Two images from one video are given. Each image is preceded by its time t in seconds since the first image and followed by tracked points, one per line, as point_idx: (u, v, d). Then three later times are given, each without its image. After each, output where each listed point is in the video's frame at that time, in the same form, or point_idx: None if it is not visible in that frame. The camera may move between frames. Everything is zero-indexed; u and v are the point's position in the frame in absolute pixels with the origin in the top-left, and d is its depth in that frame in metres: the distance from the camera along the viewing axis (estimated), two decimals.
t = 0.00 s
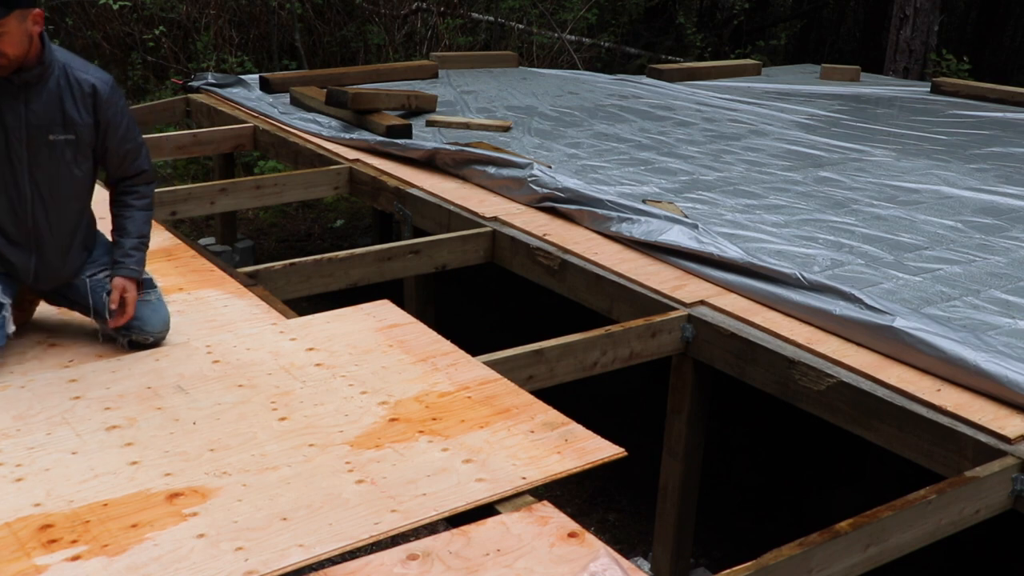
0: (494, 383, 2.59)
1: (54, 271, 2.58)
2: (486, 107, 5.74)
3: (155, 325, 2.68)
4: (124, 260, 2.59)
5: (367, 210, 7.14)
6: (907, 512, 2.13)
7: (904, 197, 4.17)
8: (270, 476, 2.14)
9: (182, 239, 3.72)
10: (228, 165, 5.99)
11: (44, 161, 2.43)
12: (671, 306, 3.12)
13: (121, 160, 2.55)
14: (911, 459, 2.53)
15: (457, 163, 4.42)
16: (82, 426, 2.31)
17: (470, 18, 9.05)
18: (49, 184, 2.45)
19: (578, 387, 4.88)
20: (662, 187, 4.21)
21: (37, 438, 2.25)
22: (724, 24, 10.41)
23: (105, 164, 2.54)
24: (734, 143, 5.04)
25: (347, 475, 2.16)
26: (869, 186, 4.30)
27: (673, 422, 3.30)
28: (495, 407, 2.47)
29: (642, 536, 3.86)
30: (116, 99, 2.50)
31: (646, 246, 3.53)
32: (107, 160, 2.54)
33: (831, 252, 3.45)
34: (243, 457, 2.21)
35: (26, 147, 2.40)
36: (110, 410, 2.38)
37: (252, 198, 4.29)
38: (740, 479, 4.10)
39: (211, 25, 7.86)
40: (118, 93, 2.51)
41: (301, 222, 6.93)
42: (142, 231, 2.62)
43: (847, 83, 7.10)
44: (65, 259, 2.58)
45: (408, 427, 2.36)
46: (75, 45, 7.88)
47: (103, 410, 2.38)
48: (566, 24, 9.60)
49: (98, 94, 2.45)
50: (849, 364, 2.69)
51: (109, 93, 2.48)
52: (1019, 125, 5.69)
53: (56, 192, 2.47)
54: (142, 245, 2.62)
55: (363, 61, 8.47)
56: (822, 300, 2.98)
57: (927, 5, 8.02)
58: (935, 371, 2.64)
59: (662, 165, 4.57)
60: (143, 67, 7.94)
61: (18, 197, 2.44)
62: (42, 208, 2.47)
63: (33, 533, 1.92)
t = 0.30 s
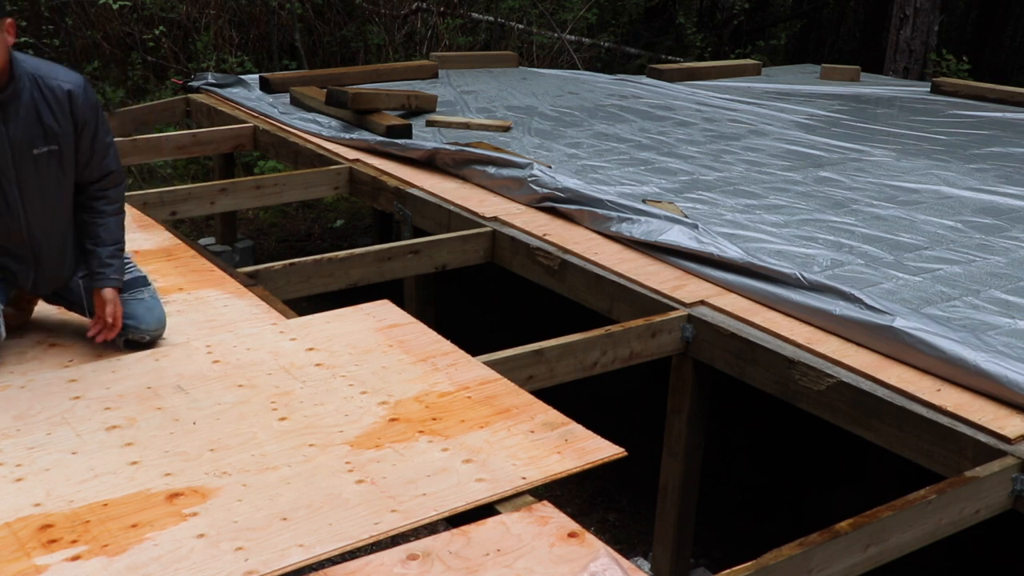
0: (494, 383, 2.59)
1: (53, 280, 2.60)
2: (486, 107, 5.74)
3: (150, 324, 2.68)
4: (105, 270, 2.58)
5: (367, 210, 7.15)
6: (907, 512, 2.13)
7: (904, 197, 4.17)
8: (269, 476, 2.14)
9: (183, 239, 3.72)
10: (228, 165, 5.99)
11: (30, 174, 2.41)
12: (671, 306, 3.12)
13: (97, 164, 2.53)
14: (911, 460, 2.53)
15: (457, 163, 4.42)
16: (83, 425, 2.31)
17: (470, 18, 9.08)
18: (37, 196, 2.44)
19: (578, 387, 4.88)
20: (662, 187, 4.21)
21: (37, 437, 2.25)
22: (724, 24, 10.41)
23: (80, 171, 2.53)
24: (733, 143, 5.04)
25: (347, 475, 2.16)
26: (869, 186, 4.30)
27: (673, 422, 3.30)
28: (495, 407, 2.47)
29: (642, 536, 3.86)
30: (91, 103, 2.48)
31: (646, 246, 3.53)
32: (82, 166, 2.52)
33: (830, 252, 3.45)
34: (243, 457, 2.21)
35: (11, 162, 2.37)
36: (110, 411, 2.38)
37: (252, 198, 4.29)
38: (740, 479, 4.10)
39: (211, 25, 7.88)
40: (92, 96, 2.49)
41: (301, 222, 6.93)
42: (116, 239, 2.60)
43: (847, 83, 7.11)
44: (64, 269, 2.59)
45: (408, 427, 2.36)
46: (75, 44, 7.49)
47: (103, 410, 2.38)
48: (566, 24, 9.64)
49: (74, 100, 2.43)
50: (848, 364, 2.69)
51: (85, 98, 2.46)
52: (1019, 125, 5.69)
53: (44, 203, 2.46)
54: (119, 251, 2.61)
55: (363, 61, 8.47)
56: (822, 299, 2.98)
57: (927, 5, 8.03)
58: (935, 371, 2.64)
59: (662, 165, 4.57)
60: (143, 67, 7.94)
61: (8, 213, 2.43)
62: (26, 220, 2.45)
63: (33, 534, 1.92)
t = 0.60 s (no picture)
0: (493, 383, 2.59)
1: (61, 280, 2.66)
2: (486, 107, 5.74)
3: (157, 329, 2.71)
4: (123, 286, 2.62)
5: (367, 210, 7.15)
6: (907, 512, 2.13)
7: (904, 197, 4.17)
8: (269, 476, 2.14)
9: (183, 239, 3.72)
10: (228, 165, 5.99)
11: (44, 185, 2.43)
12: (671, 306, 3.11)
13: (112, 177, 2.54)
14: (911, 460, 2.53)
15: (457, 163, 4.42)
16: (83, 423, 2.31)
17: (471, 18, 9.09)
18: (50, 205, 2.47)
19: (578, 386, 4.87)
20: (662, 187, 4.21)
21: (37, 434, 2.25)
22: (724, 24, 10.41)
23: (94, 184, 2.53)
24: (734, 143, 5.04)
25: (347, 475, 2.16)
26: (869, 186, 4.30)
27: (673, 422, 3.31)
28: (495, 407, 2.47)
29: (642, 536, 3.86)
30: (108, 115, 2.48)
31: (646, 246, 3.53)
32: (97, 177, 2.53)
33: (831, 252, 3.45)
34: (243, 456, 2.21)
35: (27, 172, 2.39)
36: (110, 408, 2.38)
37: (252, 198, 4.29)
38: (740, 479, 4.11)
39: (211, 25, 7.87)
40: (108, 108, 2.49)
41: (301, 222, 6.93)
42: (134, 254, 2.63)
43: (847, 83, 7.11)
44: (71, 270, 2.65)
45: (408, 426, 2.36)
46: (75, 44, 7.74)
47: (103, 407, 2.38)
48: (566, 24, 9.63)
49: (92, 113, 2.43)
50: (848, 365, 2.69)
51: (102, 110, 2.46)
52: (1019, 125, 5.69)
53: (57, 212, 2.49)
54: (137, 266, 2.64)
55: (363, 61, 8.47)
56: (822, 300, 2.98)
57: (927, 5, 8.03)
58: (935, 371, 2.64)
59: (663, 165, 4.57)
60: (143, 67, 7.94)
61: (20, 219, 2.47)
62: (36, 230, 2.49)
63: (33, 533, 1.92)
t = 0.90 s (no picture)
0: (494, 374, 2.59)
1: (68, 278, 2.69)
2: (486, 107, 5.74)
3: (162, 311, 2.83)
4: (134, 271, 2.68)
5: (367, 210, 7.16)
6: (907, 512, 2.13)
7: (904, 196, 4.17)
8: (270, 468, 2.14)
9: (182, 239, 3.72)
10: (228, 165, 5.99)
11: (63, 179, 2.49)
12: (671, 306, 3.11)
13: (127, 172, 2.62)
14: (911, 460, 2.53)
15: (457, 163, 4.42)
16: (81, 403, 2.31)
17: (471, 18, 9.09)
18: (63, 197, 2.52)
19: (579, 386, 4.87)
20: (662, 187, 4.21)
21: (34, 414, 2.26)
22: (724, 24, 10.41)
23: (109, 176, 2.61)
24: (734, 143, 5.04)
25: (347, 470, 2.16)
26: (869, 186, 4.30)
27: (673, 421, 3.30)
28: (495, 400, 2.47)
29: (642, 536, 3.86)
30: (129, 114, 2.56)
31: (646, 246, 3.53)
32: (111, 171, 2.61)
33: (830, 252, 3.45)
34: (243, 445, 2.21)
35: (45, 163, 2.45)
36: (109, 386, 2.39)
37: (252, 198, 4.30)
38: (740, 479, 4.13)
39: (211, 25, 7.86)
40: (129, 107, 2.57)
41: (301, 222, 6.93)
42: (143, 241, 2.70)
43: (847, 83, 7.11)
44: (79, 268, 2.68)
45: (408, 419, 2.36)
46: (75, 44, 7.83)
47: (102, 386, 2.39)
48: (566, 24, 9.63)
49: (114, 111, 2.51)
50: (848, 365, 2.69)
51: (124, 110, 2.54)
52: (1019, 125, 5.69)
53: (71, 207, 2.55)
54: (146, 252, 2.70)
55: (363, 61, 8.47)
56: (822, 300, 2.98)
57: (927, 5, 8.02)
58: (935, 371, 2.64)
59: (663, 164, 4.56)
60: (144, 67, 7.95)
61: (34, 210, 2.51)
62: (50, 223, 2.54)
63: (32, 522, 1.92)
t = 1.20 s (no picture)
0: (497, 353, 2.61)
1: (66, 270, 2.84)
2: (486, 107, 5.74)
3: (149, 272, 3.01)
4: (162, 240, 2.86)
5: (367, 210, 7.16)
6: (907, 512, 2.13)
7: (904, 196, 4.17)
8: (270, 454, 2.16)
9: (184, 240, 3.75)
10: (228, 165, 5.99)
11: (65, 166, 2.65)
12: (671, 306, 3.11)
13: (127, 160, 2.79)
14: (911, 459, 2.53)
15: (457, 163, 4.42)
16: (79, 374, 2.37)
17: (471, 18, 9.10)
18: (61, 187, 2.67)
19: (579, 386, 4.86)
20: (662, 187, 4.21)
21: (31, 382, 2.31)
22: (724, 24, 10.40)
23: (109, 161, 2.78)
24: (734, 143, 5.04)
25: (348, 460, 2.16)
26: (869, 186, 4.30)
27: (673, 421, 3.30)
28: (498, 385, 2.48)
29: (642, 537, 3.85)
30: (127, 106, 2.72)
31: (646, 246, 3.53)
32: (111, 159, 2.78)
33: (831, 252, 3.45)
34: (243, 428, 2.23)
35: (43, 151, 2.60)
36: (108, 352, 2.45)
37: (252, 198, 4.29)
38: (740, 479, 4.11)
39: (211, 25, 7.87)
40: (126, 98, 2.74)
41: (301, 222, 6.94)
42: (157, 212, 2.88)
43: (847, 83, 7.11)
44: (76, 259, 2.83)
45: (410, 402, 2.38)
46: (76, 44, 7.81)
47: (99, 351, 2.45)
48: (566, 23, 9.63)
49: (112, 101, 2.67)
50: (849, 364, 2.69)
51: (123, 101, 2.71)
52: (1019, 125, 5.69)
53: (70, 197, 2.70)
54: (163, 222, 2.88)
55: (363, 61, 8.47)
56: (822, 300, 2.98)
57: (927, 5, 8.02)
58: (935, 371, 2.64)
59: (662, 164, 4.57)
60: (144, 67, 7.95)
61: (41, 196, 2.66)
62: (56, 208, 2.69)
63: (31, 506, 1.94)
